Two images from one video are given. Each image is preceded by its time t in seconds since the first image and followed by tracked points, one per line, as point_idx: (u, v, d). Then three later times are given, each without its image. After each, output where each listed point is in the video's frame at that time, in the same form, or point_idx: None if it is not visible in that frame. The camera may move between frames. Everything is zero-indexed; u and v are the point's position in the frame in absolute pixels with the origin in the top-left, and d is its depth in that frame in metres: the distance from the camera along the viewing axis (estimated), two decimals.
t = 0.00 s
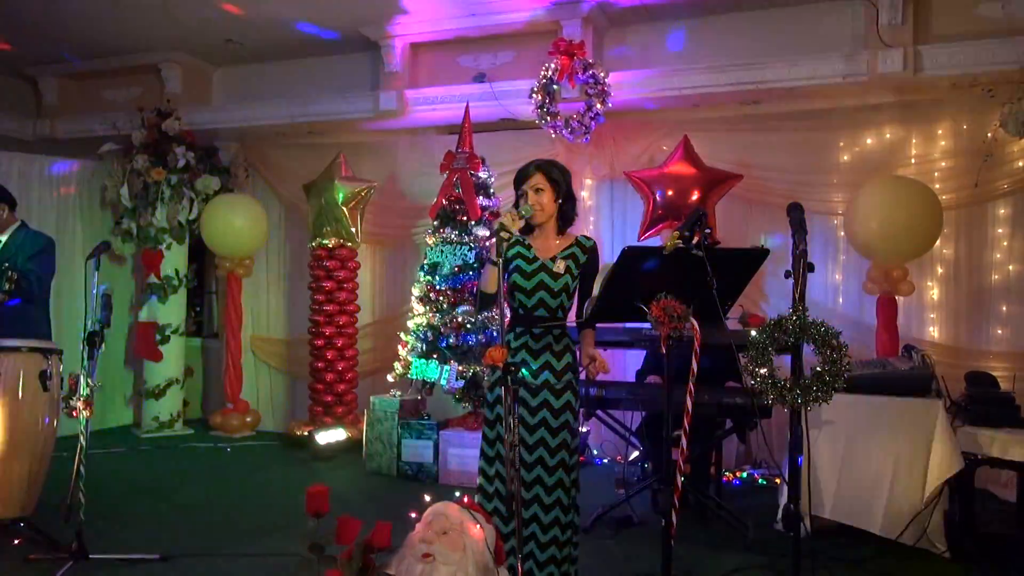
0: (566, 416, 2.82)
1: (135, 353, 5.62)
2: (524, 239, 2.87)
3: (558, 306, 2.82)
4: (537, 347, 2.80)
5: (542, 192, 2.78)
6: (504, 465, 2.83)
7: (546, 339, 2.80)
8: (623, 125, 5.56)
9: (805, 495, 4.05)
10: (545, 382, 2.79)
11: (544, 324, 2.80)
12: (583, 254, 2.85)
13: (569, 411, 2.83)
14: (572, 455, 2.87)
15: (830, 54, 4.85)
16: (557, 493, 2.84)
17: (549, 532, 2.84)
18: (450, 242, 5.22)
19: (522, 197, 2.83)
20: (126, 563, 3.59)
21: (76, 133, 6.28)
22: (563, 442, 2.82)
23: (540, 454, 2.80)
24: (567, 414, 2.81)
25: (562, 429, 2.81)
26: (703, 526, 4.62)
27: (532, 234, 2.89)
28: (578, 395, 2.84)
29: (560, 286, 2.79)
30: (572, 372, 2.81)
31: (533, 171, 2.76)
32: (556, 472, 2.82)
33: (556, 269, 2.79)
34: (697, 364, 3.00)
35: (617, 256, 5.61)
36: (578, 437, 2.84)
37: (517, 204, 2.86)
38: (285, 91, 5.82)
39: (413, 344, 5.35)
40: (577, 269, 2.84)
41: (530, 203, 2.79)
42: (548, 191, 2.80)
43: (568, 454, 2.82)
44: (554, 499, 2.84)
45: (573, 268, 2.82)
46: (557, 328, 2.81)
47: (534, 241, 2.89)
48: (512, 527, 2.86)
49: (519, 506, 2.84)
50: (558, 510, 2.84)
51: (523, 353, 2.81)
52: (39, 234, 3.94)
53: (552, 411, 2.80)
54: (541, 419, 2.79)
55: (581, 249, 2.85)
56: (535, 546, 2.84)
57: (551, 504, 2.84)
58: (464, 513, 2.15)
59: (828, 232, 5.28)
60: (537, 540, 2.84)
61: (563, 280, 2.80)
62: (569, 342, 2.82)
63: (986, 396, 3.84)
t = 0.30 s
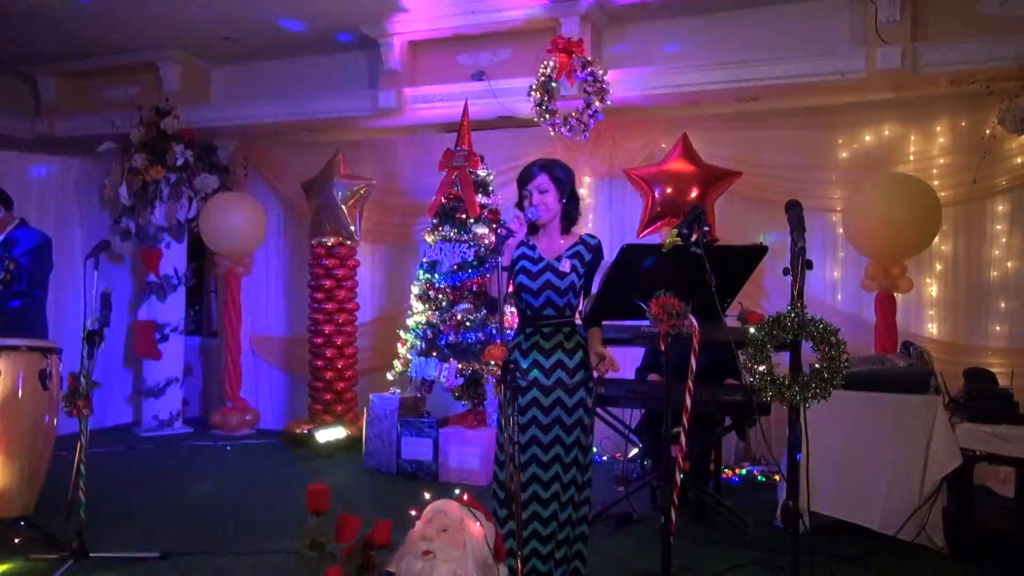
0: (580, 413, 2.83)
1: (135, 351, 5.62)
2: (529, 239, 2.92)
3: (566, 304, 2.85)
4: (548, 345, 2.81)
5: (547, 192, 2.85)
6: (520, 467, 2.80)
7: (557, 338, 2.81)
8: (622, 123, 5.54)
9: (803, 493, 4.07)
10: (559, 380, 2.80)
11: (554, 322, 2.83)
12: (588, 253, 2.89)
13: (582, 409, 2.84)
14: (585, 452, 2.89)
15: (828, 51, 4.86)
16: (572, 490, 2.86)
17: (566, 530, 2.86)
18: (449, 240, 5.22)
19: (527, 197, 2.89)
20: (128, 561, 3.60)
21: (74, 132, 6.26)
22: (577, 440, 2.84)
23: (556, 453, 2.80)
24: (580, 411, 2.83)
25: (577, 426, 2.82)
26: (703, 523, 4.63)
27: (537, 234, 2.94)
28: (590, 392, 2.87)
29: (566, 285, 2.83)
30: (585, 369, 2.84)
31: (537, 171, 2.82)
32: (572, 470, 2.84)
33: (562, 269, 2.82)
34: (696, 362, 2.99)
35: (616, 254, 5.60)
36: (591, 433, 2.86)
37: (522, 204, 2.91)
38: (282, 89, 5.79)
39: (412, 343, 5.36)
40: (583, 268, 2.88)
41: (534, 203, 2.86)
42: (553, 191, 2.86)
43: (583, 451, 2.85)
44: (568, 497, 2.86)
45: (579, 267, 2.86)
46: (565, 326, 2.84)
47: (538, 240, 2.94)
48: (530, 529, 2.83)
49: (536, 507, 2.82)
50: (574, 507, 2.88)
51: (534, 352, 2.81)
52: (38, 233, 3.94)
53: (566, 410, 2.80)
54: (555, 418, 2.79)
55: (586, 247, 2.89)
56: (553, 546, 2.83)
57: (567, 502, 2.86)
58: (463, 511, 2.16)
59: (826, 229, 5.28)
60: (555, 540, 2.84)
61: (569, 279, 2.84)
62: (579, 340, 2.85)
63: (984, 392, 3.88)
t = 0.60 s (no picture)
0: (588, 415, 2.90)
1: (132, 350, 5.56)
2: (529, 241, 2.99)
3: (567, 305, 2.92)
4: (553, 348, 2.89)
5: (547, 194, 2.91)
6: (529, 471, 2.91)
7: (560, 339, 2.88)
8: (620, 121, 5.51)
9: (801, 490, 4.11)
10: (565, 382, 2.88)
11: (556, 323, 2.91)
12: (586, 254, 2.97)
13: (590, 410, 2.91)
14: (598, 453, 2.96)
15: (824, 49, 4.87)
16: (585, 491, 2.95)
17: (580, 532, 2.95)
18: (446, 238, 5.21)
19: (527, 199, 2.95)
20: (125, 560, 3.59)
21: (69, 131, 6.24)
22: (587, 440, 2.91)
23: (566, 455, 2.89)
24: (588, 412, 2.90)
25: (585, 427, 2.90)
26: (701, 521, 4.63)
27: (536, 236, 3.00)
28: (598, 391, 2.93)
29: (565, 285, 2.89)
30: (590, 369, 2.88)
31: (537, 173, 2.86)
32: (583, 471, 2.92)
33: (561, 270, 2.89)
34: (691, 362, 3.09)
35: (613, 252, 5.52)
36: (600, 434, 2.93)
37: (524, 205, 2.98)
38: (277, 86, 5.73)
39: (410, 341, 5.37)
40: (581, 269, 2.96)
41: (535, 205, 2.92)
42: (553, 194, 2.92)
43: (594, 451, 2.92)
44: (581, 499, 2.95)
45: (577, 267, 2.94)
46: (569, 327, 2.90)
47: (537, 242, 3.01)
48: (542, 532, 2.94)
49: (548, 510, 2.92)
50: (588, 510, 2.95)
51: (539, 355, 2.90)
52: (33, 232, 3.93)
53: (573, 411, 2.89)
54: (562, 420, 2.88)
55: (584, 249, 2.97)
56: (566, 548, 2.94)
57: (580, 504, 2.94)
58: (460, 509, 2.18)
59: (822, 227, 5.27)
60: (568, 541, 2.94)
61: (568, 280, 2.90)
62: (583, 340, 2.91)
63: (981, 389, 3.93)
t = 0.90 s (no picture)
0: (584, 417, 2.90)
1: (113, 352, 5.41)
2: (520, 239, 3.04)
3: (559, 306, 2.93)
4: (546, 350, 2.88)
5: (538, 190, 3.01)
6: (524, 475, 2.90)
7: (554, 341, 2.89)
8: (614, 117, 5.39)
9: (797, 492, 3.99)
10: (560, 385, 2.87)
11: (548, 325, 2.91)
12: (577, 254, 2.98)
13: (585, 412, 2.91)
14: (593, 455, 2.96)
15: (823, 44, 4.80)
16: (581, 493, 2.94)
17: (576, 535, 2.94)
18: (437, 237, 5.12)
19: (520, 195, 3.06)
20: (107, 568, 3.48)
21: (51, 127, 6.10)
22: (582, 442, 2.91)
23: (561, 458, 2.89)
24: (584, 414, 2.90)
25: (581, 429, 2.90)
26: (697, 523, 4.54)
27: (528, 234, 3.08)
28: (592, 393, 2.94)
29: (557, 285, 2.90)
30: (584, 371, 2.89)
31: (530, 168, 3.01)
32: (579, 473, 2.92)
33: (552, 270, 2.91)
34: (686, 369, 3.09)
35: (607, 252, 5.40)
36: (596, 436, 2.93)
37: (516, 202, 3.09)
38: (261, 81, 5.55)
39: (400, 342, 5.24)
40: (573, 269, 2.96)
41: (527, 200, 3.02)
42: (544, 190, 3.03)
43: (589, 454, 2.93)
44: (576, 502, 2.95)
45: (569, 267, 2.94)
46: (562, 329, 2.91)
47: (529, 241, 3.08)
48: (538, 535, 2.93)
49: (543, 514, 2.91)
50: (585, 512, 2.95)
51: (532, 358, 2.89)
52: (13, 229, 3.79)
53: (569, 414, 2.88)
54: (558, 423, 2.87)
55: (576, 248, 2.98)
56: (561, 551, 2.93)
57: (576, 507, 2.94)
58: (452, 513, 2.11)
59: (821, 224, 5.17)
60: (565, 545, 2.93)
61: (560, 279, 2.92)
62: (576, 342, 2.93)
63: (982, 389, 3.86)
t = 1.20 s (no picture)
0: (575, 419, 2.84)
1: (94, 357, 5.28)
2: (512, 236, 2.86)
3: (555, 304, 2.80)
4: (540, 351, 2.81)
5: (530, 186, 2.81)
6: (513, 478, 2.84)
7: (548, 342, 2.81)
8: (609, 113, 5.25)
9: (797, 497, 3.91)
10: (552, 387, 2.80)
11: (544, 325, 2.82)
12: (573, 248, 2.81)
13: (577, 415, 2.85)
14: (584, 458, 2.90)
15: (822, 39, 4.70)
16: (570, 497, 2.89)
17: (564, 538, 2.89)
18: (428, 237, 4.98)
19: (511, 191, 2.85)
20: None
21: (29, 125, 5.93)
22: (573, 446, 2.85)
23: (551, 460, 2.83)
24: (576, 417, 2.84)
25: (572, 433, 2.83)
26: (695, 529, 4.41)
27: (519, 231, 2.88)
28: (585, 396, 2.87)
29: (552, 284, 2.77)
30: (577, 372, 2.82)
31: (520, 164, 2.78)
32: (569, 476, 2.86)
33: (547, 267, 2.77)
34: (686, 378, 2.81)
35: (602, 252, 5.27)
36: (587, 440, 2.87)
37: (507, 198, 2.88)
38: (243, 76, 5.37)
39: (391, 345, 5.09)
40: (569, 265, 2.80)
41: (519, 197, 2.81)
42: (536, 185, 2.82)
43: (580, 457, 2.86)
44: (565, 505, 2.89)
45: (565, 263, 2.79)
46: (556, 329, 2.82)
47: (520, 238, 2.87)
48: (525, 539, 2.87)
49: (531, 516, 2.85)
50: (574, 516, 2.89)
51: (525, 359, 2.82)
52: None
53: (561, 416, 2.82)
54: (549, 426, 2.81)
55: (571, 243, 2.81)
56: (548, 555, 2.88)
57: (565, 510, 2.88)
58: (445, 521, 1.98)
59: (821, 222, 5.04)
60: (552, 548, 2.88)
61: (555, 277, 2.77)
62: (570, 343, 2.85)
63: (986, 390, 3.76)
